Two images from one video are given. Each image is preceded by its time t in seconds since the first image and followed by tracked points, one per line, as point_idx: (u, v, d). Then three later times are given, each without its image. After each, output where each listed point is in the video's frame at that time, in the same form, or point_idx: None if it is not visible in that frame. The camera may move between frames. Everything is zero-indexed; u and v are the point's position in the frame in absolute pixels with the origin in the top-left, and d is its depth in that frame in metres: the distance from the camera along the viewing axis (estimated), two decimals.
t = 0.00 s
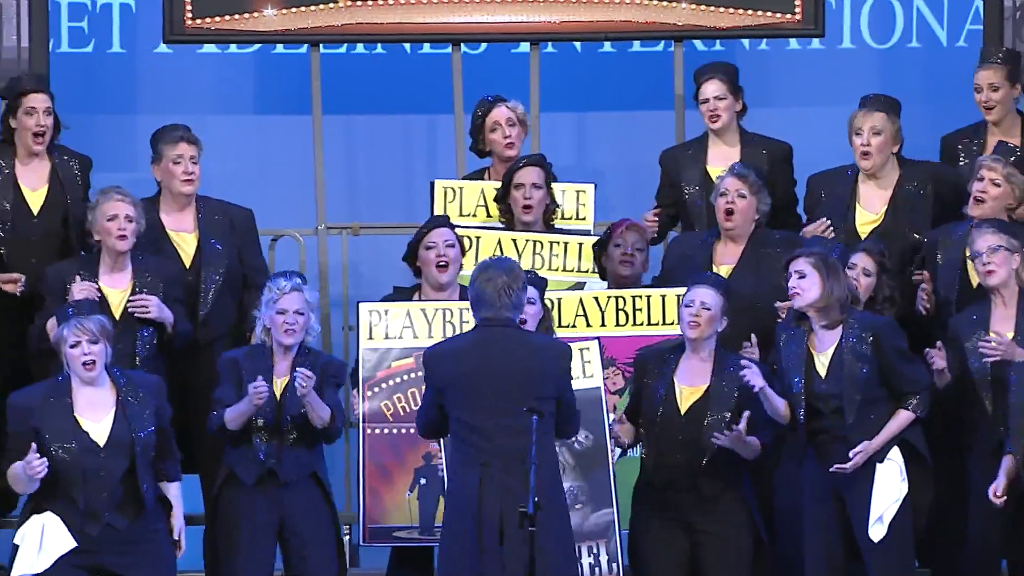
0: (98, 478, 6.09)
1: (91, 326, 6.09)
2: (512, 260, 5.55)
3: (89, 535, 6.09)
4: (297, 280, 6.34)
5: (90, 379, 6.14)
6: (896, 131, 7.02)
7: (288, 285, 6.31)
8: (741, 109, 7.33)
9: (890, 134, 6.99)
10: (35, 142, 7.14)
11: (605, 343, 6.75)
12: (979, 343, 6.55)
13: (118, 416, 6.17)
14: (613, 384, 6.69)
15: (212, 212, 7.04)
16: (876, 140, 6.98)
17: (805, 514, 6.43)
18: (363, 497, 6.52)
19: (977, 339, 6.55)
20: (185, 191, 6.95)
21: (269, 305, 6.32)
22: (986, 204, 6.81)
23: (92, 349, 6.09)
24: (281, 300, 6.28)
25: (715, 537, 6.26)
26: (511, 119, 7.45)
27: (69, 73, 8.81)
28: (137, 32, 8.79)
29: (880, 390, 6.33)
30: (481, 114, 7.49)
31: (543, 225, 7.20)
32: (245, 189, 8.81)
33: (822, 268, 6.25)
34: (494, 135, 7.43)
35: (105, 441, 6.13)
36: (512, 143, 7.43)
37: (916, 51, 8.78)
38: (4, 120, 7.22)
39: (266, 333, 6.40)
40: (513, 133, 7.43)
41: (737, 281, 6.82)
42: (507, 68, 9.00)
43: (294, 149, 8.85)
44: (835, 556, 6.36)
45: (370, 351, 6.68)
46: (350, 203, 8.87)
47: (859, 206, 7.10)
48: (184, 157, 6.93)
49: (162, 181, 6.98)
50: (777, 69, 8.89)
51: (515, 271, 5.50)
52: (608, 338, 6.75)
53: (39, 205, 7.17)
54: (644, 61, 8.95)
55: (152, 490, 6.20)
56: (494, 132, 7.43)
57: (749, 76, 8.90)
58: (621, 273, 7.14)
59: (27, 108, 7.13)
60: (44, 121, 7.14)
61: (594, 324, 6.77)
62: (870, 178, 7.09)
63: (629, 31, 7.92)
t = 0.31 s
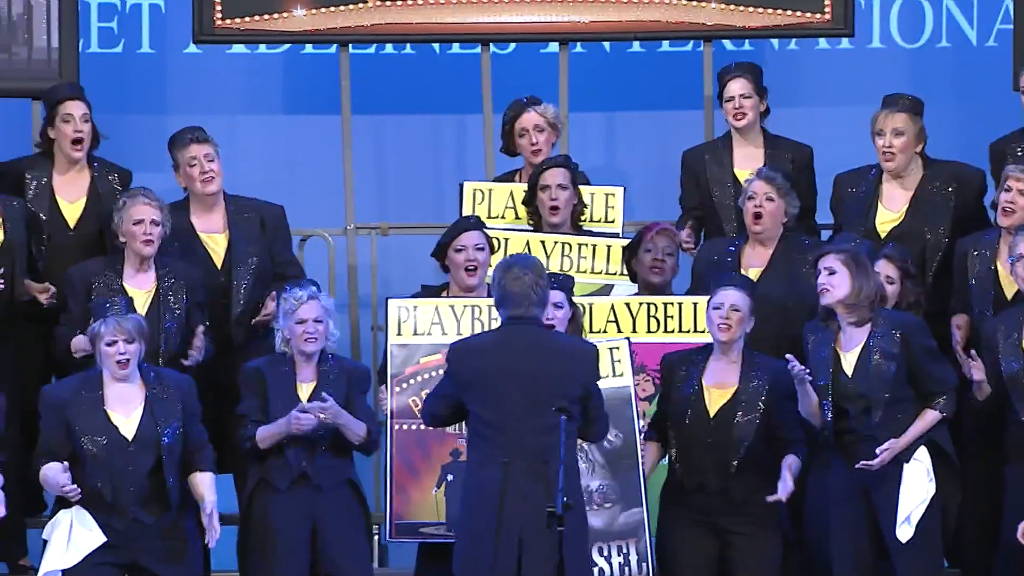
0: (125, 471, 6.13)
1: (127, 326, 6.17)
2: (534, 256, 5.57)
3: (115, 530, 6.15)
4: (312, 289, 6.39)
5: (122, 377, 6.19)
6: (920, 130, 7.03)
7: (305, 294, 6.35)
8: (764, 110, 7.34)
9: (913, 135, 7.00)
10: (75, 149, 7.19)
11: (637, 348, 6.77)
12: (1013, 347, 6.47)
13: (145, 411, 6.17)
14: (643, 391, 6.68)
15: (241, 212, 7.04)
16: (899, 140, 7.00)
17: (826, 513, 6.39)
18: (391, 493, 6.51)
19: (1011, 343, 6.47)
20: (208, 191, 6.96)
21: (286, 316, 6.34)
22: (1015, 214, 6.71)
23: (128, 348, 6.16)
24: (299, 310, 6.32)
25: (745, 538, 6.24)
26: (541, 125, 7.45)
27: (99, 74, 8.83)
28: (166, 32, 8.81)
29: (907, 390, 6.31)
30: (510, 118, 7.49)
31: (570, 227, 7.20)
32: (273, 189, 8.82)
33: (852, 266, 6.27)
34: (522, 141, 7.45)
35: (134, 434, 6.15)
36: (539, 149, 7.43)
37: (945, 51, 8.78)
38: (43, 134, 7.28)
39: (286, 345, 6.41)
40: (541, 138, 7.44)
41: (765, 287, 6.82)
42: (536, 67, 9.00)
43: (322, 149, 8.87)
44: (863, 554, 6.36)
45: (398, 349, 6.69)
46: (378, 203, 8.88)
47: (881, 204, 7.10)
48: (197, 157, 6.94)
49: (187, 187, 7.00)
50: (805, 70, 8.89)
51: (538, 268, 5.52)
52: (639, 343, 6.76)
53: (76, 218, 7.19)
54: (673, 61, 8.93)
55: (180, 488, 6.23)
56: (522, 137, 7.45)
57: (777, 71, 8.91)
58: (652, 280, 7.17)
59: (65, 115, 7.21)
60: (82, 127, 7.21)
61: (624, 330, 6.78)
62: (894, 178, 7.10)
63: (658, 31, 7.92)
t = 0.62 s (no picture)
0: (153, 463, 6.14)
1: (164, 320, 6.17)
2: (564, 260, 5.65)
3: (140, 519, 6.16)
4: (332, 281, 6.45)
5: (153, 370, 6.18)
6: (948, 125, 7.02)
7: (320, 285, 6.45)
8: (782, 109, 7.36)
9: (940, 128, 7.00)
10: (114, 147, 7.22)
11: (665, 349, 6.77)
12: None
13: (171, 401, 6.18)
14: (672, 392, 6.68)
15: (270, 210, 7.04)
16: (926, 134, 7.00)
17: (859, 513, 6.40)
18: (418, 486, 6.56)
19: None
20: (230, 193, 6.97)
21: (310, 310, 6.40)
22: None
23: (164, 343, 6.15)
24: (318, 301, 6.37)
25: (778, 537, 6.20)
26: (570, 125, 7.46)
27: (129, 74, 8.83)
28: (196, 32, 8.83)
29: (937, 390, 6.30)
30: (541, 116, 7.49)
31: (599, 225, 7.19)
32: (302, 188, 8.83)
33: (885, 264, 6.26)
34: (552, 141, 7.45)
35: (160, 423, 6.16)
36: (569, 150, 7.44)
37: (976, 50, 8.77)
38: (84, 136, 7.32)
39: (317, 340, 6.45)
40: (571, 139, 7.44)
41: (795, 285, 6.81)
42: (566, 68, 9.00)
43: (352, 149, 8.89)
44: (893, 554, 6.34)
45: (427, 343, 6.73)
46: (408, 204, 8.88)
47: (909, 200, 7.09)
48: (218, 159, 6.96)
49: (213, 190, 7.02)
50: (835, 69, 8.86)
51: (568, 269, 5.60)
52: (668, 344, 6.76)
53: (117, 219, 7.18)
54: (702, 62, 8.94)
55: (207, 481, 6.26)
56: (552, 137, 7.45)
57: (806, 72, 8.88)
58: (681, 285, 7.13)
59: (105, 113, 7.24)
60: (122, 125, 7.24)
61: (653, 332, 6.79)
62: (923, 175, 7.09)
63: (687, 30, 7.91)
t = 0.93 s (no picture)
0: (179, 461, 6.18)
1: (200, 318, 6.23)
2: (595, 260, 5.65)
3: (164, 514, 6.15)
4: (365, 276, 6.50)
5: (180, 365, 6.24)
6: (978, 123, 7.00)
7: (354, 279, 6.49)
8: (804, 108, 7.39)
9: (971, 127, 6.98)
10: (150, 142, 7.21)
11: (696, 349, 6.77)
12: None
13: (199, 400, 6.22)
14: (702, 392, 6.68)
15: (299, 208, 7.06)
16: (957, 133, 6.98)
17: (896, 512, 6.40)
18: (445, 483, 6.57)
19: None
20: (263, 192, 6.99)
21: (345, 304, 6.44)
22: None
23: (196, 340, 6.22)
24: (353, 292, 6.42)
25: (809, 535, 6.28)
26: (601, 120, 7.44)
27: (157, 74, 8.82)
28: (227, 31, 8.84)
29: (968, 389, 6.27)
30: (572, 110, 7.49)
31: (629, 224, 7.19)
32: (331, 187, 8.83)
33: (913, 264, 6.26)
34: (581, 135, 7.45)
35: (188, 417, 6.21)
36: (596, 146, 7.43)
37: (1006, 50, 8.76)
38: (121, 133, 7.30)
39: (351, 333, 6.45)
40: (600, 134, 7.43)
41: (824, 285, 6.80)
42: (594, 68, 9.00)
43: (381, 149, 8.89)
44: (925, 556, 6.31)
45: (455, 341, 6.74)
46: (437, 204, 8.88)
47: (941, 199, 7.08)
48: (252, 160, 6.98)
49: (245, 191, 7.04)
50: (866, 69, 8.84)
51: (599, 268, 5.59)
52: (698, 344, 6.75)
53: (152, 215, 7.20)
54: (733, 61, 8.90)
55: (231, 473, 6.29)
56: (581, 131, 7.44)
57: (836, 73, 8.85)
58: (709, 285, 7.07)
59: (139, 109, 7.23)
60: (157, 121, 7.23)
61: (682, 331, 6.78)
62: (955, 173, 7.08)
63: (717, 30, 7.91)
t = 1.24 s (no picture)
0: (206, 461, 6.21)
1: (240, 326, 6.26)
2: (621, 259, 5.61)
3: (192, 518, 6.18)
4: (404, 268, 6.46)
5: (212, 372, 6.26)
6: (1015, 124, 6.98)
7: (394, 272, 6.46)
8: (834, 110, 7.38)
9: (1006, 127, 6.96)
10: (185, 135, 7.23)
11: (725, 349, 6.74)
12: None
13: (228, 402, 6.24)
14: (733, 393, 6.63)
15: (334, 214, 7.07)
16: (992, 132, 6.97)
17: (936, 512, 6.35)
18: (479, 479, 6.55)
19: None
20: (299, 192, 7.00)
21: (382, 298, 6.43)
22: None
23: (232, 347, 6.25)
24: (391, 286, 6.40)
25: (845, 534, 6.30)
26: (639, 117, 7.45)
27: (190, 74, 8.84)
28: (258, 31, 8.85)
29: (1004, 387, 6.25)
30: (612, 104, 7.50)
31: (661, 223, 7.18)
32: (362, 187, 8.84)
33: (942, 267, 6.21)
34: (618, 129, 7.45)
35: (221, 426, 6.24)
36: (631, 141, 7.42)
37: None
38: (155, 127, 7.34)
39: (389, 330, 6.46)
40: (637, 131, 7.43)
41: (854, 287, 6.79)
42: (625, 68, 8.99)
43: (412, 149, 8.88)
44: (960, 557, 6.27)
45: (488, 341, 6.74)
46: (468, 204, 8.88)
47: (976, 199, 7.06)
48: (288, 158, 6.99)
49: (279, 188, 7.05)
50: (898, 69, 8.83)
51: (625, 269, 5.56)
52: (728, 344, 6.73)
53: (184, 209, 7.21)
54: (764, 61, 8.90)
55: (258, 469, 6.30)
56: (619, 125, 7.45)
57: (869, 72, 8.84)
58: (739, 284, 7.11)
59: (173, 104, 7.26)
60: (190, 114, 7.25)
61: (712, 331, 6.76)
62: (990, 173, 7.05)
63: (749, 30, 7.89)
